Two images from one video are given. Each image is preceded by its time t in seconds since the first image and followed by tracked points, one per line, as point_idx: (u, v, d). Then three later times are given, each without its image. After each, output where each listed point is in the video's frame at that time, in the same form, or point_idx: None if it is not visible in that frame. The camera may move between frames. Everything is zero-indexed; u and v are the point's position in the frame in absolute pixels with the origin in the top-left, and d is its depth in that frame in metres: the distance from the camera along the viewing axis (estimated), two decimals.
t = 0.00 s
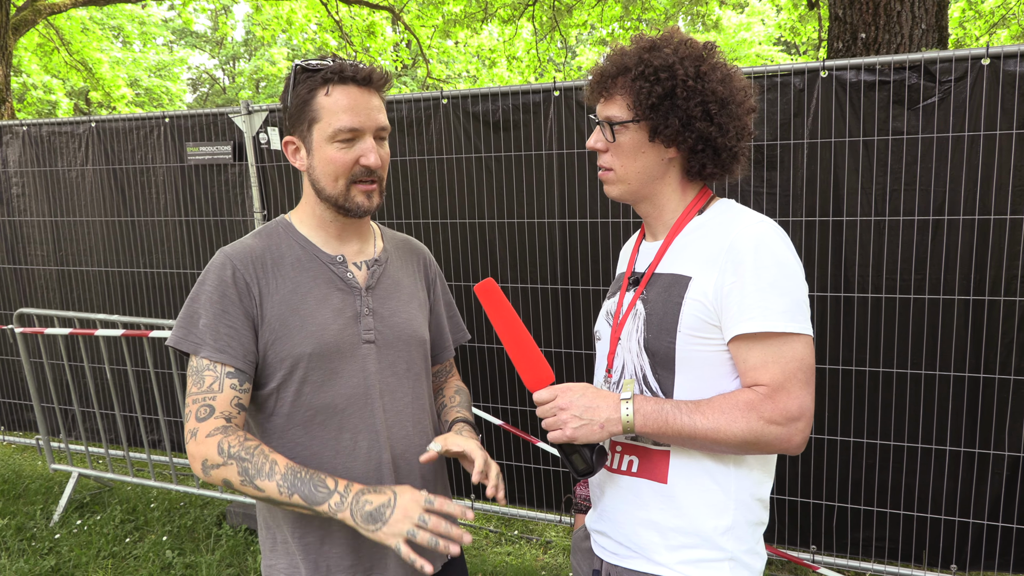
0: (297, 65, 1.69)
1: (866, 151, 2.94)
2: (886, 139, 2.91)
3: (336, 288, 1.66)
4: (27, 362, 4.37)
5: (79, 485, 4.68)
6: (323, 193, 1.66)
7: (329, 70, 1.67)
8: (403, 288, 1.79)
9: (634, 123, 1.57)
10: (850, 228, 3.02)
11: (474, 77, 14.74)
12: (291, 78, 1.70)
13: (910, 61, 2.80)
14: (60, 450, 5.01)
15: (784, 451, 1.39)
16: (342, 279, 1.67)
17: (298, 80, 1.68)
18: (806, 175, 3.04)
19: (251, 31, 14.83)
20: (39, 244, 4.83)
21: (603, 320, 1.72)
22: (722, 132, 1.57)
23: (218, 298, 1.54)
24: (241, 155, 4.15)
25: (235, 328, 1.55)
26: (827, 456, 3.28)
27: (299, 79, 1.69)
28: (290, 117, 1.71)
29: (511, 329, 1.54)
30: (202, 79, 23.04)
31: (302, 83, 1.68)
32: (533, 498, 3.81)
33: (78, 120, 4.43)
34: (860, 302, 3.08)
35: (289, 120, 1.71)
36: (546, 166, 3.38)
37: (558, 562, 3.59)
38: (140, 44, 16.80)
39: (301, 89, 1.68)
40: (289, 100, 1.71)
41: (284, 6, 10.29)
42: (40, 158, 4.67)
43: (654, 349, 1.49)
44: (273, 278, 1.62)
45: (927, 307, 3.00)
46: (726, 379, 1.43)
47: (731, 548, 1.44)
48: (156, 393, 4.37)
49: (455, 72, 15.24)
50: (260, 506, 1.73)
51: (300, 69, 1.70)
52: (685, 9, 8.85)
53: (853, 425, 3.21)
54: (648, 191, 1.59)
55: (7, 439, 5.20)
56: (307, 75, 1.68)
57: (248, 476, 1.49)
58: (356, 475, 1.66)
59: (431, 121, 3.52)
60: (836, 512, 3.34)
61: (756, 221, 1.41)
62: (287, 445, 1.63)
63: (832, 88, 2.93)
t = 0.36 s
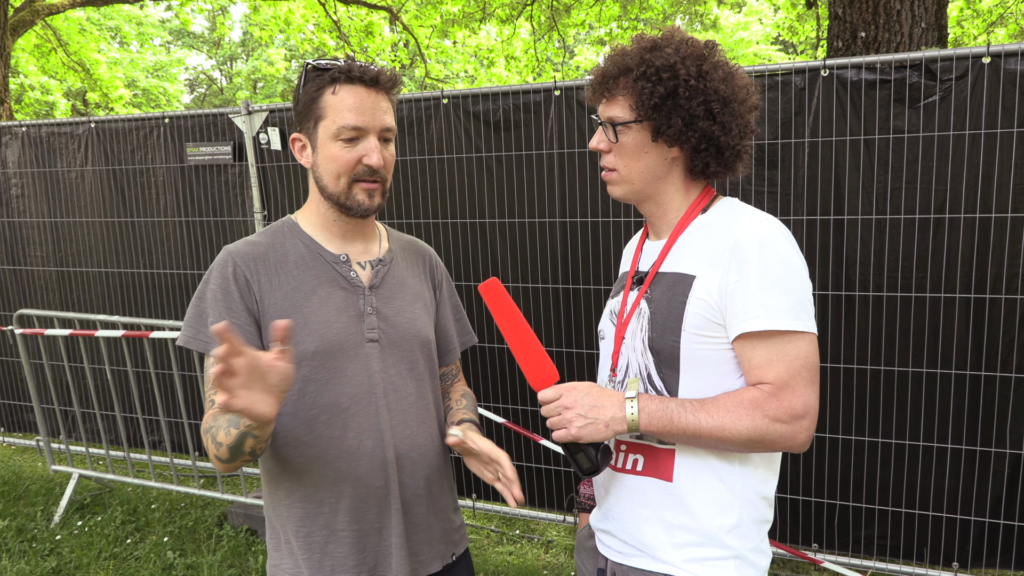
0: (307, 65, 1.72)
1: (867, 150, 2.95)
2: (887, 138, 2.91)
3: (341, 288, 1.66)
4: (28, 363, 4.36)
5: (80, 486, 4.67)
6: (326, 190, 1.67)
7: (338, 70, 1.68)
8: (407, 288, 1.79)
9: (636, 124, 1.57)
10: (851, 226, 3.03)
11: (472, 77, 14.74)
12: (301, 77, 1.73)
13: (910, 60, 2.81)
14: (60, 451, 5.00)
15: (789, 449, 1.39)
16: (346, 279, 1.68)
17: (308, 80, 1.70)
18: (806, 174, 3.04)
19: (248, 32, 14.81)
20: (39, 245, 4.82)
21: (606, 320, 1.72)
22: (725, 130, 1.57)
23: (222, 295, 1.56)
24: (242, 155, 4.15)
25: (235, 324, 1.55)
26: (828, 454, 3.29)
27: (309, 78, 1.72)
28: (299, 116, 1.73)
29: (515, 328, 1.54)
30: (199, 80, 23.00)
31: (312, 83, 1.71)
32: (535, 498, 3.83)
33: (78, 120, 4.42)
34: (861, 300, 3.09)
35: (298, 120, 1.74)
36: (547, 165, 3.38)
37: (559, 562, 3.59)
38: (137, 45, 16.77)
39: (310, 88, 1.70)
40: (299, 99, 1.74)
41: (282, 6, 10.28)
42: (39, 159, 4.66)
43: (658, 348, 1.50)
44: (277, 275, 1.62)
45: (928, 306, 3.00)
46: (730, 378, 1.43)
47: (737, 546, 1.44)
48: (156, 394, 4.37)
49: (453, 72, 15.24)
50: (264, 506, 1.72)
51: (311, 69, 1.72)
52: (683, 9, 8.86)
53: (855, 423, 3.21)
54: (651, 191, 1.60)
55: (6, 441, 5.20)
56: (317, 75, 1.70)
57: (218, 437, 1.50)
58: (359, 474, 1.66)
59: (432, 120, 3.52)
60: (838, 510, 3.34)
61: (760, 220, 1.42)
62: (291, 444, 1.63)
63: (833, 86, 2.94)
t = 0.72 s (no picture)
0: (322, 66, 1.71)
1: (868, 149, 2.96)
2: (889, 137, 2.93)
3: (351, 289, 1.67)
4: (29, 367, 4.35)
5: (81, 489, 4.67)
6: (340, 193, 1.67)
7: (353, 72, 1.68)
8: (419, 289, 1.80)
9: (642, 124, 1.57)
10: (853, 226, 3.04)
11: (469, 78, 14.75)
12: (315, 78, 1.73)
13: (912, 59, 2.82)
14: (61, 454, 5.00)
15: (796, 447, 1.40)
16: (357, 279, 1.68)
17: (322, 81, 1.70)
18: (808, 173, 3.05)
19: (244, 34, 14.80)
20: (39, 248, 4.82)
21: (613, 319, 1.73)
22: (731, 130, 1.57)
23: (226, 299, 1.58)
24: (243, 157, 4.15)
25: (235, 331, 1.57)
26: (831, 453, 3.30)
27: (323, 79, 1.71)
28: (311, 116, 1.73)
29: (523, 329, 1.55)
30: (194, 82, 22.95)
31: (326, 83, 1.70)
32: (540, 499, 3.85)
33: (77, 123, 4.41)
34: (863, 299, 3.10)
35: (311, 120, 1.73)
36: (549, 166, 3.38)
37: (562, 562, 3.60)
38: (133, 47, 16.74)
39: (324, 89, 1.70)
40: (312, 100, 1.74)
41: (279, 7, 10.27)
42: (39, 161, 4.66)
43: (665, 347, 1.50)
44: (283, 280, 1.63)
45: (930, 305, 3.01)
46: (738, 377, 1.44)
47: (745, 544, 1.45)
48: (158, 396, 4.37)
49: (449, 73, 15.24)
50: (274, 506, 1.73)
51: (325, 69, 1.72)
52: (680, 9, 8.88)
53: (857, 422, 3.22)
54: (657, 191, 1.60)
55: (7, 444, 5.19)
56: (332, 76, 1.70)
57: (204, 459, 1.55)
58: (369, 474, 1.66)
59: (434, 122, 3.53)
60: (841, 508, 3.36)
61: (766, 219, 1.43)
62: (302, 445, 1.63)
63: (835, 86, 2.95)
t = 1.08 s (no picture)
0: (330, 72, 1.71)
1: (866, 148, 2.98)
2: (886, 136, 2.95)
3: (358, 289, 1.68)
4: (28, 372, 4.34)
5: (81, 494, 4.66)
6: (347, 200, 1.68)
7: (363, 80, 1.67)
8: (422, 282, 1.82)
9: (645, 125, 1.58)
10: (851, 224, 3.06)
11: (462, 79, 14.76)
12: (324, 85, 1.72)
13: (908, 58, 2.84)
14: (60, 459, 4.98)
15: (802, 443, 1.42)
16: (365, 279, 1.69)
17: (331, 88, 1.70)
18: (806, 171, 3.07)
19: (237, 36, 14.78)
20: (37, 253, 4.80)
21: (616, 319, 1.74)
22: (734, 129, 1.59)
23: (248, 292, 1.56)
24: (241, 160, 4.15)
25: (263, 322, 1.56)
26: (831, 449, 3.32)
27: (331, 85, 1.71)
28: (319, 121, 1.73)
29: (530, 330, 1.56)
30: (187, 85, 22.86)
31: (335, 90, 1.70)
32: (539, 498, 3.86)
33: (74, 127, 4.40)
34: (862, 296, 3.12)
35: (319, 127, 1.74)
36: (548, 167, 3.40)
37: (565, 561, 3.61)
38: (125, 50, 16.68)
39: (333, 97, 1.69)
40: (320, 105, 1.74)
41: (272, 10, 10.26)
42: (36, 166, 4.65)
43: (671, 345, 1.51)
44: (301, 274, 1.63)
45: (929, 301, 3.04)
46: (743, 374, 1.46)
47: (751, 540, 1.47)
48: (157, 400, 4.37)
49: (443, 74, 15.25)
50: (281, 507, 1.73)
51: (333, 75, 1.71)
52: (673, 9, 8.91)
53: (857, 418, 3.25)
54: (660, 190, 1.61)
55: (5, 450, 5.17)
56: (341, 83, 1.69)
57: (272, 454, 1.52)
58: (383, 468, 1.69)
59: (433, 123, 3.53)
60: (841, 505, 3.38)
61: (769, 217, 1.44)
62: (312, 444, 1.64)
63: (832, 85, 2.97)
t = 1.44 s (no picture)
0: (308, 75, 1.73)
1: (848, 147, 3.02)
2: (868, 136, 2.99)
3: (349, 288, 1.68)
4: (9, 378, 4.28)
5: (63, 499, 4.60)
6: (331, 202, 1.68)
7: (336, 81, 1.68)
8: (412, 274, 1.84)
9: (634, 125, 1.60)
10: (834, 223, 3.10)
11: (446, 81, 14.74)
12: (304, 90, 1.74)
13: (890, 59, 2.88)
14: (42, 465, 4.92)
15: (789, 440, 1.43)
16: (358, 273, 1.69)
17: (310, 91, 1.72)
18: (790, 171, 3.11)
19: (218, 37, 14.65)
20: (17, 256, 4.74)
21: (605, 318, 1.75)
22: (722, 130, 1.60)
23: (245, 273, 1.55)
24: (225, 161, 4.13)
25: (259, 300, 1.54)
26: (816, 446, 3.36)
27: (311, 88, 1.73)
28: (303, 126, 1.76)
29: (520, 329, 1.56)
30: (167, 86, 22.61)
31: (314, 93, 1.71)
32: (526, 498, 3.87)
33: (55, 129, 4.35)
34: (845, 294, 3.16)
35: (303, 131, 1.76)
36: (535, 167, 3.41)
37: (552, 561, 3.62)
38: (103, 51, 16.46)
39: (312, 100, 1.71)
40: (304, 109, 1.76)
41: (253, 11, 10.17)
42: (16, 168, 4.58)
43: (659, 344, 1.53)
44: (297, 263, 1.64)
45: (911, 299, 3.08)
46: (731, 372, 1.47)
47: (739, 536, 1.49)
48: (142, 404, 4.32)
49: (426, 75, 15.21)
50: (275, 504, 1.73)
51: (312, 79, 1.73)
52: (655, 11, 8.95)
53: (841, 415, 3.29)
54: (649, 190, 1.63)
55: None
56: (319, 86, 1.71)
57: (247, 400, 1.41)
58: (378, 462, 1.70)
59: (420, 124, 3.53)
60: (826, 501, 3.42)
61: (756, 216, 1.46)
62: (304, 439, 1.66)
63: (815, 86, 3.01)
